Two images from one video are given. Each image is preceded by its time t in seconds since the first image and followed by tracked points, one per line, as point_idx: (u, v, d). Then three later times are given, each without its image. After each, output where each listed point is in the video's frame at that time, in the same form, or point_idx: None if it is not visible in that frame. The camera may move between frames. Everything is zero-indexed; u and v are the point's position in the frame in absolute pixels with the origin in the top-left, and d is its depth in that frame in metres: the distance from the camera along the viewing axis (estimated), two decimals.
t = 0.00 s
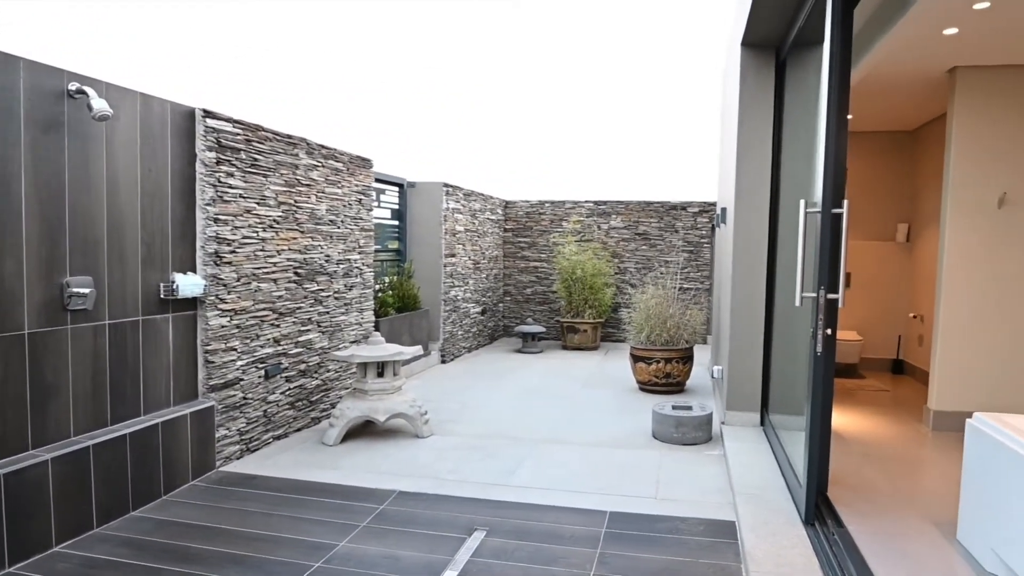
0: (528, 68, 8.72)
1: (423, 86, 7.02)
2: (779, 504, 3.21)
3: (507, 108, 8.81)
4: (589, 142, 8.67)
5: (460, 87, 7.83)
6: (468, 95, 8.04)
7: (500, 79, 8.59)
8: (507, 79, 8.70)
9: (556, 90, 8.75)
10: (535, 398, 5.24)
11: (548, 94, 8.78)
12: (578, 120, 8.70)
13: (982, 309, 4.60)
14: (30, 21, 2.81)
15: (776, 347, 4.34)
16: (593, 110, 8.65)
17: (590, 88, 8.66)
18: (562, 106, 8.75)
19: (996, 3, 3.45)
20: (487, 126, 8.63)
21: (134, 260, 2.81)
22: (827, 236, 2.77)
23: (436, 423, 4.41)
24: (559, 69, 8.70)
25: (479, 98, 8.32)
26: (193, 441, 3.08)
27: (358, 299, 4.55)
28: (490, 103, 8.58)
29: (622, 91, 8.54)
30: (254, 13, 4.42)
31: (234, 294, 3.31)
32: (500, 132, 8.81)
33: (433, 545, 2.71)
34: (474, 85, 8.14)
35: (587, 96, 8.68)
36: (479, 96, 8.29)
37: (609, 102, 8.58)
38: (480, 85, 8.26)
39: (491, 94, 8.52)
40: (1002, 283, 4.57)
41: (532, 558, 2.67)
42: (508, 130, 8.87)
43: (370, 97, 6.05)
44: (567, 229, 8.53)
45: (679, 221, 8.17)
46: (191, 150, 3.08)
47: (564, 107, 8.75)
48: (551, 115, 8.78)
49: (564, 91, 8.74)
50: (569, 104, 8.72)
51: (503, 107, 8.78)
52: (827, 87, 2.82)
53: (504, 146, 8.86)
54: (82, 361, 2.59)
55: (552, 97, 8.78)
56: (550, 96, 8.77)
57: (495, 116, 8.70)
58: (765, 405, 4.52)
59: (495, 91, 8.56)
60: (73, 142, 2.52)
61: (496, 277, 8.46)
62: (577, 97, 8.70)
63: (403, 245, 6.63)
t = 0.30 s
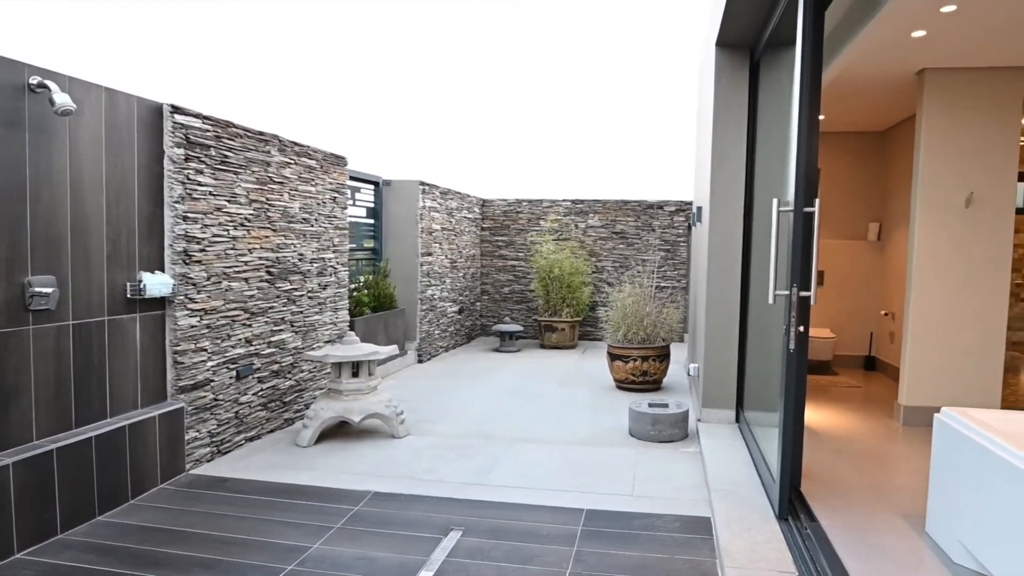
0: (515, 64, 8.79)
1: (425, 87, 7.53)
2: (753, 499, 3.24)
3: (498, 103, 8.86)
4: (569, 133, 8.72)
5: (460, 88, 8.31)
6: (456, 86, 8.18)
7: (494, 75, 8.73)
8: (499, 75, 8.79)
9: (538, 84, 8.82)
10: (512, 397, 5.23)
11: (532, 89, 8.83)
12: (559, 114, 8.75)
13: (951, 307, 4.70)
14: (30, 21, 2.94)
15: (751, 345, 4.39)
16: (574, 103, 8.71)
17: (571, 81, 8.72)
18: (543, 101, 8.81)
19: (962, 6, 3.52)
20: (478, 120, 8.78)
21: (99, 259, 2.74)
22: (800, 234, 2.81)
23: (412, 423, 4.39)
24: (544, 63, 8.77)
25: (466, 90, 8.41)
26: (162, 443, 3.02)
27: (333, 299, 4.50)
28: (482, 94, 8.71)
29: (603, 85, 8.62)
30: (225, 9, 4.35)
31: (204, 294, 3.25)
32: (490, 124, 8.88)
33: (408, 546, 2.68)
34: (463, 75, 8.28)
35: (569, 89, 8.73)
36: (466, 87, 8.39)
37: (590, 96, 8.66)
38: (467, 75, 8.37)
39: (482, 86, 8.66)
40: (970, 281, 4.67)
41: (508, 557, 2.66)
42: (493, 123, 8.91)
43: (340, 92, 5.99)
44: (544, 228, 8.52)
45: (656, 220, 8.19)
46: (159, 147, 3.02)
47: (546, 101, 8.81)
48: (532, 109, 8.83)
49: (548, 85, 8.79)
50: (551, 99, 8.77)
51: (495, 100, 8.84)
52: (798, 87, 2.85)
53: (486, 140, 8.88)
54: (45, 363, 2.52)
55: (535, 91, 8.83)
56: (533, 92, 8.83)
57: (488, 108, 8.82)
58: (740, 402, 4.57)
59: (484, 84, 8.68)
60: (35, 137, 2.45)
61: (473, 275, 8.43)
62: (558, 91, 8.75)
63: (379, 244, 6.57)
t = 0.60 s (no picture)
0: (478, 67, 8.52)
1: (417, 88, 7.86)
2: (729, 495, 3.26)
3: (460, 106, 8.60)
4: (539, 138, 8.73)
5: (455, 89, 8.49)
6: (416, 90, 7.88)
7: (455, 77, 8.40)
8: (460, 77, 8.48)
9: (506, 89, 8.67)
10: (490, 396, 5.22)
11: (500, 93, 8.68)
12: (531, 118, 8.72)
13: (921, 304, 4.78)
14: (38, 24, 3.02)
15: (727, 342, 4.43)
16: (546, 109, 8.68)
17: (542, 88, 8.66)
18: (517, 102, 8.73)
19: (931, 8, 3.56)
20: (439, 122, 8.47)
21: (63, 258, 2.67)
22: (773, 232, 2.83)
23: (388, 424, 4.35)
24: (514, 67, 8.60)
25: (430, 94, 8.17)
26: (130, 447, 2.95)
27: (307, 298, 4.45)
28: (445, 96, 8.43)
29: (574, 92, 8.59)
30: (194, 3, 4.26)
31: (173, 294, 3.19)
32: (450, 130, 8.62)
33: (384, 547, 2.66)
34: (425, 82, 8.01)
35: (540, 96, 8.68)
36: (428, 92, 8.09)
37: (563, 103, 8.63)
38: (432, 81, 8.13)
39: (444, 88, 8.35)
40: (939, 279, 4.76)
41: (485, 557, 2.65)
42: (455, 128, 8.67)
43: (314, 90, 5.93)
44: (522, 227, 8.54)
45: (634, 219, 8.30)
46: (125, 143, 2.95)
47: (516, 106, 8.72)
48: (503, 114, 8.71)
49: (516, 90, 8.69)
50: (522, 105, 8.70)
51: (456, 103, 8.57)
52: (773, 85, 2.87)
53: (456, 143, 8.72)
54: (7, 366, 2.45)
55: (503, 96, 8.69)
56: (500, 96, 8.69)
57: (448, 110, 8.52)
58: (716, 399, 4.61)
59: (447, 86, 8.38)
60: None
61: (452, 274, 8.41)
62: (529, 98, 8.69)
63: (355, 243, 6.51)
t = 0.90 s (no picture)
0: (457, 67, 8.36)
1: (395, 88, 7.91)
2: (703, 492, 3.29)
3: (439, 102, 8.49)
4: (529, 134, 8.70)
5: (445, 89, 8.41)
6: (392, 90, 7.84)
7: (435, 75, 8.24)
8: (441, 74, 8.33)
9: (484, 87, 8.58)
10: (465, 396, 5.20)
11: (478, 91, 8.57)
12: (508, 117, 8.69)
13: (890, 302, 4.87)
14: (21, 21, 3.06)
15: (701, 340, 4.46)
16: (524, 108, 8.66)
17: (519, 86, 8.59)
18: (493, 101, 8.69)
19: (898, 11, 3.64)
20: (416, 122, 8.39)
21: (21, 258, 2.59)
22: (745, 231, 2.85)
23: (362, 424, 4.31)
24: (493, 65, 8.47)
25: (405, 91, 8.06)
26: (94, 451, 2.88)
27: (278, 298, 4.39)
28: (422, 93, 8.28)
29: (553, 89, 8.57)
30: None
31: (138, 294, 3.12)
32: (427, 126, 8.55)
33: (357, 550, 2.63)
34: (399, 79, 7.91)
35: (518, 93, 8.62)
36: (403, 88, 7.97)
37: (541, 100, 8.63)
38: (408, 78, 8.02)
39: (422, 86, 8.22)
40: (907, 277, 4.85)
41: (459, 558, 2.63)
42: (433, 125, 8.59)
43: (285, 87, 5.84)
44: (498, 226, 8.57)
45: (609, 217, 8.41)
46: (87, 139, 2.88)
47: (494, 104, 8.66)
48: (479, 113, 8.65)
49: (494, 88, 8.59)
50: (499, 103, 8.64)
51: (435, 100, 8.46)
52: (744, 84, 2.89)
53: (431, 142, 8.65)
54: None
55: (481, 95, 8.60)
56: (477, 94, 8.59)
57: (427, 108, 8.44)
58: (690, 396, 4.64)
59: (426, 84, 8.25)
60: None
61: (427, 274, 8.36)
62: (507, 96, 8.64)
63: (328, 241, 6.44)
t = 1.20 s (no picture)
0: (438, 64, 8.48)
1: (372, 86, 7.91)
2: (680, 490, 3.30)
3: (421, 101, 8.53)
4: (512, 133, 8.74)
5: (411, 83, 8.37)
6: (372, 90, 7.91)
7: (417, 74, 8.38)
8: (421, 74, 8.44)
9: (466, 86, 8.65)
10: (443, 396, 5.18)
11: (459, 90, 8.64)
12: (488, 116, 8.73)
13: (863, 301, 4.95)
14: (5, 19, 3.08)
15: (679, 339, 4.49)
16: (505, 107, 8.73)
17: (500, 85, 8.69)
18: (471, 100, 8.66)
19: (870, 14, 3.70)
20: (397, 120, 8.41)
21: None
22: (720, 230, 2.88)
23: (338, 426, 4.26)
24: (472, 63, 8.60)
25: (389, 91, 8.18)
26: (60, 455, 2.81)
27: (252, 298, 4.33)
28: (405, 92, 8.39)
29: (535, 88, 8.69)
30: None
31: (106, 294, 3.05)
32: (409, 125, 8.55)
33: (332, 552, 2.60)
34: (384, 79, 8.07)
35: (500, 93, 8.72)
36: (388, 89, 8.14)
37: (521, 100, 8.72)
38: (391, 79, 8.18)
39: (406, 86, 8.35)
40: (879, 276, 4.93)
41: (435, 559, 2.61)
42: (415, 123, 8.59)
43: (260, 84, 5.77)
44: (477, 225, 8.52)
45: (589, 217, 8.39)
46: (52, 136, 2.81)
47: (474, 103, 8.70)
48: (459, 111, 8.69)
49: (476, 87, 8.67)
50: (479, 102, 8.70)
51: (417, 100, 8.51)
52: (719, 84, 2.91)
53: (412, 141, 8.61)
54: None
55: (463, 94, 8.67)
56: (457, 92, 8.64)
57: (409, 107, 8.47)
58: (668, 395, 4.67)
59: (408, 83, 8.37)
60: None
61: (405, 273, 8.31)
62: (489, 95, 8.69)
63: (304, 240, 6.37)
